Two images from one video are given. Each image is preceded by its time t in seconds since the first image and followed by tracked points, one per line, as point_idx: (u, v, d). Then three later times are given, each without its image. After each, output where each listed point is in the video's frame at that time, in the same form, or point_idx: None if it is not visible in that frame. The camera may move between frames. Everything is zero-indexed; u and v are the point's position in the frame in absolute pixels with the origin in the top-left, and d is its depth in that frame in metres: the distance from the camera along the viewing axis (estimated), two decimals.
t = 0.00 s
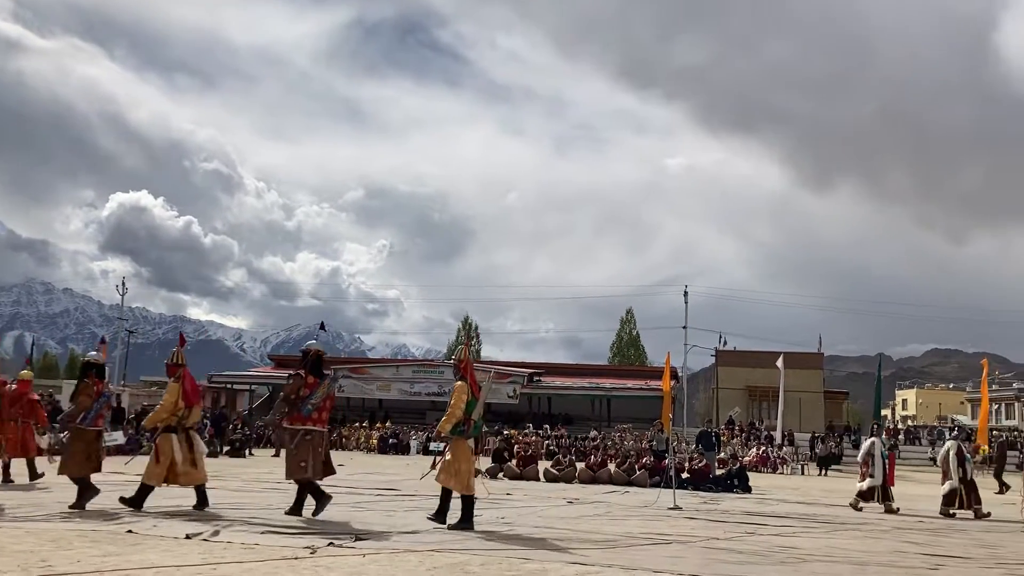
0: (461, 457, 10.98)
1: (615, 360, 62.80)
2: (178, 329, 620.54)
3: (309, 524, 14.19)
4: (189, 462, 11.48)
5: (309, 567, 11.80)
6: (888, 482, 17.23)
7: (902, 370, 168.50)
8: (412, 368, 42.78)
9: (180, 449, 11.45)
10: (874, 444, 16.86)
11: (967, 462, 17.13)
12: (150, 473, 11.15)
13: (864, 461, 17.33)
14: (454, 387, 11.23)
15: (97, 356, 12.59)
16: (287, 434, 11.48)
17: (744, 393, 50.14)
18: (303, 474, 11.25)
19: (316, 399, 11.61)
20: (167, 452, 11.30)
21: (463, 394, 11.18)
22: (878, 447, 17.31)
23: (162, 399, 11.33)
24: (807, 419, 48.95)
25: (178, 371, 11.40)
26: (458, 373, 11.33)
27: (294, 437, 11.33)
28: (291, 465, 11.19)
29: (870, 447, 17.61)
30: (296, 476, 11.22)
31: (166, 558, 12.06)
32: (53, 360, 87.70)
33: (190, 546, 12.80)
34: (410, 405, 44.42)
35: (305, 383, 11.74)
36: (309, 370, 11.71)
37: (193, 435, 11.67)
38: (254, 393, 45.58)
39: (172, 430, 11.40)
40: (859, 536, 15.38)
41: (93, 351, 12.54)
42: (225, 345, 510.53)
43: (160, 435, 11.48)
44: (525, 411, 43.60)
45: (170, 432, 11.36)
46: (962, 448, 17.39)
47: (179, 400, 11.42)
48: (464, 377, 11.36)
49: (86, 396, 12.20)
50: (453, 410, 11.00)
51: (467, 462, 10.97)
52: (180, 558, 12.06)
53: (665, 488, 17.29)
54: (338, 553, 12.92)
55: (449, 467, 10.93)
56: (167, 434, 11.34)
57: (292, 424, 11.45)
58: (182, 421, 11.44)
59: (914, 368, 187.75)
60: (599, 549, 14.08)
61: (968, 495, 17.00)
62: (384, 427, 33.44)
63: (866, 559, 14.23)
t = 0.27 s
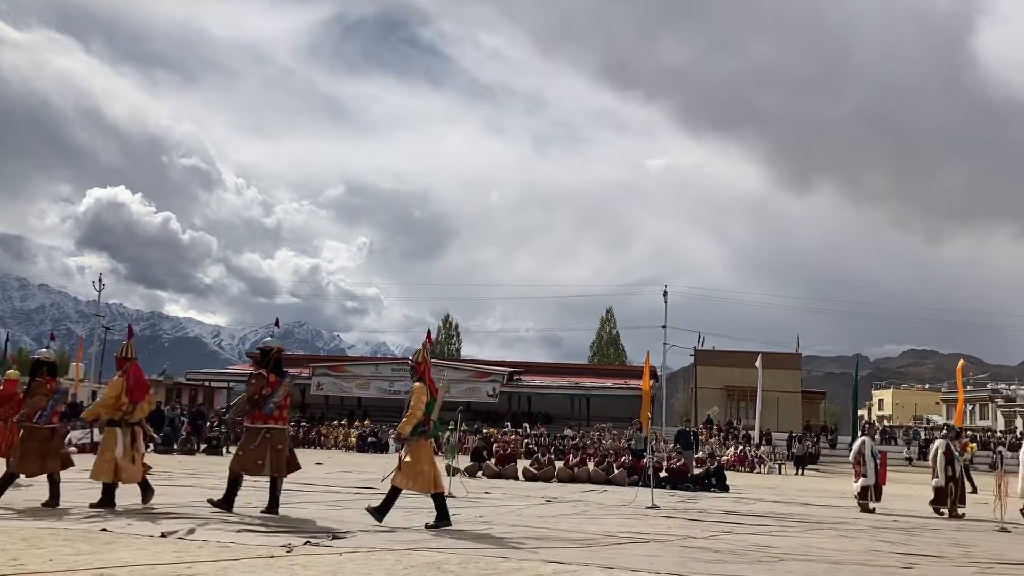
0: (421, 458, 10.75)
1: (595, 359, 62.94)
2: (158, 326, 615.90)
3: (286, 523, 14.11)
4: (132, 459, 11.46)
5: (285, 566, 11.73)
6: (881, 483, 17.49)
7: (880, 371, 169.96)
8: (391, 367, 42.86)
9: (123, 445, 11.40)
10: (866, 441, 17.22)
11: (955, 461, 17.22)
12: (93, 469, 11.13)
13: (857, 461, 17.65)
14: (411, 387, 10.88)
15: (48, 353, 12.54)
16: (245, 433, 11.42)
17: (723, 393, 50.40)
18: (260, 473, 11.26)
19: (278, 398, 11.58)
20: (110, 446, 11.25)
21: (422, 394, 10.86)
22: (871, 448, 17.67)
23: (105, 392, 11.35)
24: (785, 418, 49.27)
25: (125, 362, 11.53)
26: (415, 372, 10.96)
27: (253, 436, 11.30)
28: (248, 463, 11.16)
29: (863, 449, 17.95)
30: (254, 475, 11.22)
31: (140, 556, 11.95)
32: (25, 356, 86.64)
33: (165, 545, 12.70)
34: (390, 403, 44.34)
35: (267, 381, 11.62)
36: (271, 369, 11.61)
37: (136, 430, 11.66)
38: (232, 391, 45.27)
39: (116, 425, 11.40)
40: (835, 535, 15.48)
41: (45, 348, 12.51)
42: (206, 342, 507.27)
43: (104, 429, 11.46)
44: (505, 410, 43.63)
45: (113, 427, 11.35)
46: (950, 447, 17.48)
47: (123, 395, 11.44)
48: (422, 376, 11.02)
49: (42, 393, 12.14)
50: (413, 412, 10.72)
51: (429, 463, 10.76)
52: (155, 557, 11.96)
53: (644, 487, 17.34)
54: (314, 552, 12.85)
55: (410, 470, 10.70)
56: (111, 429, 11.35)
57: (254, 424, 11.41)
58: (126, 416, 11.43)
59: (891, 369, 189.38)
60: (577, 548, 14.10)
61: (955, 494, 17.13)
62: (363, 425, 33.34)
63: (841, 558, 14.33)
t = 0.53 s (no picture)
0: (373, 455, 10.71)
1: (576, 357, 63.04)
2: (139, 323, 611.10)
3: (264, 521, 14.04)
4: (88, 457, 11.41)
5: (262, 564, 11.66)
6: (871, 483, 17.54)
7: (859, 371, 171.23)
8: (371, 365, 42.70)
9: (80, 443, 11.37)
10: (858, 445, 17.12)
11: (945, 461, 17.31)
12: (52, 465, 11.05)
13: (848, 462, 17.64)
14: (366, 384, 10.89)
15: None
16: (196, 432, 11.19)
17: (702, 392, 50.61)
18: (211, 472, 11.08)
19: (228, 398, 11.33)
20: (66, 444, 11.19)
21: (376, 391, 10.86)
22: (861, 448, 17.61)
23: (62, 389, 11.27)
24: (763, 417, 49.55)
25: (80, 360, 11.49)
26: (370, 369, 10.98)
27: (203, 434, 11.08)
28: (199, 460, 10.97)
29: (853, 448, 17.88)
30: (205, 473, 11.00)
31: (116, 555, 11.85)
32: None
33: (141, 543, 12.60)
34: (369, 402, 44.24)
35: (217, 381, 11.37)
36: (221, 368, 11.35)
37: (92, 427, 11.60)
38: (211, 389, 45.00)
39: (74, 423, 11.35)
40: (812, 534, 15.58)
41: None
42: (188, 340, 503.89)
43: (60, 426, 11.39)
44: (486, 409, 43.64)
45: (71, 424, 11.28)
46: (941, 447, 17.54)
47: (80, 392, 11.37)
48: (376, 374, 11.04)
49: None
50: (366, 409, 10.67)
51: (378, 460, 10.74)
52: (131, 555, 11.86)
53: (623, 486, 17.41)
54: (292, 550, 12.78)
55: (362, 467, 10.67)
56: (68, 426, 11.29)
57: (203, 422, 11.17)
58: (83, 414, 11.38)
59: (871, 369, 190.95)
60: (556, 546, 14.11)
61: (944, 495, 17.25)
62: (343, 423, 33.27)
63: (818, 557, 14.42)
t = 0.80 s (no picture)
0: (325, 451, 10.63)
1: (559, 356, 63.14)
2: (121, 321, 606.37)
3: (243, 521, 13.95)
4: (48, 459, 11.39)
5: (241, 564, 11.58)
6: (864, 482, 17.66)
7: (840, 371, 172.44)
8: (353, 363, 42.59)
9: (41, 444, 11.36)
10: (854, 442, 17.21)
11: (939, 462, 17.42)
12: (16, 466, 10.97)
13: (843, 460, 17.79)
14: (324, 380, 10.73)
15: None
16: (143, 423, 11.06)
17: (684, 391, 50.80)
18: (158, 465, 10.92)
19: (177, 389, 11.12)
20: (29, 445, 11.14)
21: (333, 388, 10.74)
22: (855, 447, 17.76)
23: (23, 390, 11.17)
24: (744, 416, 49.80)
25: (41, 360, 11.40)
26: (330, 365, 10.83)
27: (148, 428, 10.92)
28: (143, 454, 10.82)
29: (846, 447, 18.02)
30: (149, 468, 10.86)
31: (92, 554, 11.75)
32: None
33: (118, 542, 12.49)
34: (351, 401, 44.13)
35: (167, 372, 11.14)
36: (171, 360, 11.14)
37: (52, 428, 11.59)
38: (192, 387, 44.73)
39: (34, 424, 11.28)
40: (791, 532, 15.67)
41: None
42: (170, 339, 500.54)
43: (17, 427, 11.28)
44: (468, 408, 43.62)
45: (31, 425, 11.22)
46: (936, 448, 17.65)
47: (42, 393, 11.32)
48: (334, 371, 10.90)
49: None
50: (321, 406, 10.52)
51: (331, 458, 10.65)
52: (107, 554, 11.75)
53: (604, 484, 17.46)
54: (271, 550, 12.70)
55: (316, 464, 10.57)
56: (29, 427, 11.22)
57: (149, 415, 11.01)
58: (44, 415, 11.34)
59: (852, 369, 192.32)
60: (537, 545, 14.12)
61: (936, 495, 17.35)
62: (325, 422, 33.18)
63: (797, 555, 14.51)
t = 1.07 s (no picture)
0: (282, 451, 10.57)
1: (543, 356, 63.21)
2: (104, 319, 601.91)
3: (225, 520, 13.88)
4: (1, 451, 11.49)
5: (223, 563, 11.53)
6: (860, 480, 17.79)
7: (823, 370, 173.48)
8: (337, 362, 42.48)
9: None
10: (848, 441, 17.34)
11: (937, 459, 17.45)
12: None
13: (839, 460, 17.90)
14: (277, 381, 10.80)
15: None
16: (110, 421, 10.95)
17: (668, 390, 50.96)
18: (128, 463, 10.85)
19: (141, 386, 11.01)
20: None
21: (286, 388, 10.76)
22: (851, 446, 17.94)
23: None
24: (728, 415, 50.04)
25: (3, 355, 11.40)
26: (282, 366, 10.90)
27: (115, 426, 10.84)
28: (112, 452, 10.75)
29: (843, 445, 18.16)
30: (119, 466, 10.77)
31: (72, 554, 11.65)
32: None
33: (99, 542, 12.40)
34: (335, 399, 44.03)
35: (130, 369, 11.04)
36: (134, 357, 11.04)
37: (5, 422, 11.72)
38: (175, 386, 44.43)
39: None
40: (773, 531, 15.75)
41: None
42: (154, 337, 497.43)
43: None
44: (452, 407, 43.60)
45: None
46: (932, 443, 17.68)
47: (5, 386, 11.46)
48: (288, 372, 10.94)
49: None
50: (273, 405, 10.54)
51: (289, 457, 10.58)
52: (87, 554, 11.66)
53: (588, 483, 17.50)
54: (254, 549, 12.64)
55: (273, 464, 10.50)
56: None
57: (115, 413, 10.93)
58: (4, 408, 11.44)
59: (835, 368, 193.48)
60: (520, 544, 14.13)
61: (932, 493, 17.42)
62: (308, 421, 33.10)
63: (780, 554, 14.58)
